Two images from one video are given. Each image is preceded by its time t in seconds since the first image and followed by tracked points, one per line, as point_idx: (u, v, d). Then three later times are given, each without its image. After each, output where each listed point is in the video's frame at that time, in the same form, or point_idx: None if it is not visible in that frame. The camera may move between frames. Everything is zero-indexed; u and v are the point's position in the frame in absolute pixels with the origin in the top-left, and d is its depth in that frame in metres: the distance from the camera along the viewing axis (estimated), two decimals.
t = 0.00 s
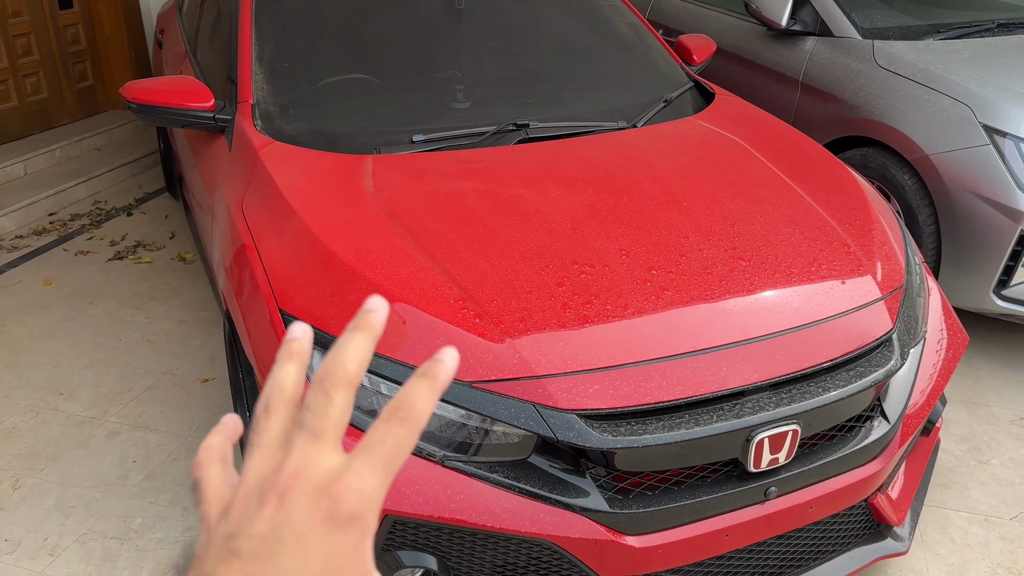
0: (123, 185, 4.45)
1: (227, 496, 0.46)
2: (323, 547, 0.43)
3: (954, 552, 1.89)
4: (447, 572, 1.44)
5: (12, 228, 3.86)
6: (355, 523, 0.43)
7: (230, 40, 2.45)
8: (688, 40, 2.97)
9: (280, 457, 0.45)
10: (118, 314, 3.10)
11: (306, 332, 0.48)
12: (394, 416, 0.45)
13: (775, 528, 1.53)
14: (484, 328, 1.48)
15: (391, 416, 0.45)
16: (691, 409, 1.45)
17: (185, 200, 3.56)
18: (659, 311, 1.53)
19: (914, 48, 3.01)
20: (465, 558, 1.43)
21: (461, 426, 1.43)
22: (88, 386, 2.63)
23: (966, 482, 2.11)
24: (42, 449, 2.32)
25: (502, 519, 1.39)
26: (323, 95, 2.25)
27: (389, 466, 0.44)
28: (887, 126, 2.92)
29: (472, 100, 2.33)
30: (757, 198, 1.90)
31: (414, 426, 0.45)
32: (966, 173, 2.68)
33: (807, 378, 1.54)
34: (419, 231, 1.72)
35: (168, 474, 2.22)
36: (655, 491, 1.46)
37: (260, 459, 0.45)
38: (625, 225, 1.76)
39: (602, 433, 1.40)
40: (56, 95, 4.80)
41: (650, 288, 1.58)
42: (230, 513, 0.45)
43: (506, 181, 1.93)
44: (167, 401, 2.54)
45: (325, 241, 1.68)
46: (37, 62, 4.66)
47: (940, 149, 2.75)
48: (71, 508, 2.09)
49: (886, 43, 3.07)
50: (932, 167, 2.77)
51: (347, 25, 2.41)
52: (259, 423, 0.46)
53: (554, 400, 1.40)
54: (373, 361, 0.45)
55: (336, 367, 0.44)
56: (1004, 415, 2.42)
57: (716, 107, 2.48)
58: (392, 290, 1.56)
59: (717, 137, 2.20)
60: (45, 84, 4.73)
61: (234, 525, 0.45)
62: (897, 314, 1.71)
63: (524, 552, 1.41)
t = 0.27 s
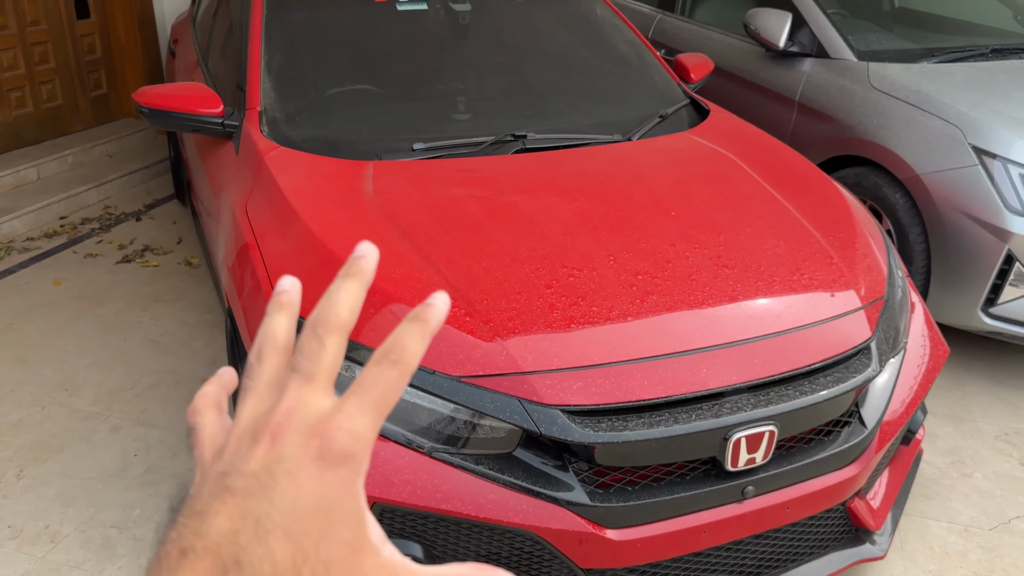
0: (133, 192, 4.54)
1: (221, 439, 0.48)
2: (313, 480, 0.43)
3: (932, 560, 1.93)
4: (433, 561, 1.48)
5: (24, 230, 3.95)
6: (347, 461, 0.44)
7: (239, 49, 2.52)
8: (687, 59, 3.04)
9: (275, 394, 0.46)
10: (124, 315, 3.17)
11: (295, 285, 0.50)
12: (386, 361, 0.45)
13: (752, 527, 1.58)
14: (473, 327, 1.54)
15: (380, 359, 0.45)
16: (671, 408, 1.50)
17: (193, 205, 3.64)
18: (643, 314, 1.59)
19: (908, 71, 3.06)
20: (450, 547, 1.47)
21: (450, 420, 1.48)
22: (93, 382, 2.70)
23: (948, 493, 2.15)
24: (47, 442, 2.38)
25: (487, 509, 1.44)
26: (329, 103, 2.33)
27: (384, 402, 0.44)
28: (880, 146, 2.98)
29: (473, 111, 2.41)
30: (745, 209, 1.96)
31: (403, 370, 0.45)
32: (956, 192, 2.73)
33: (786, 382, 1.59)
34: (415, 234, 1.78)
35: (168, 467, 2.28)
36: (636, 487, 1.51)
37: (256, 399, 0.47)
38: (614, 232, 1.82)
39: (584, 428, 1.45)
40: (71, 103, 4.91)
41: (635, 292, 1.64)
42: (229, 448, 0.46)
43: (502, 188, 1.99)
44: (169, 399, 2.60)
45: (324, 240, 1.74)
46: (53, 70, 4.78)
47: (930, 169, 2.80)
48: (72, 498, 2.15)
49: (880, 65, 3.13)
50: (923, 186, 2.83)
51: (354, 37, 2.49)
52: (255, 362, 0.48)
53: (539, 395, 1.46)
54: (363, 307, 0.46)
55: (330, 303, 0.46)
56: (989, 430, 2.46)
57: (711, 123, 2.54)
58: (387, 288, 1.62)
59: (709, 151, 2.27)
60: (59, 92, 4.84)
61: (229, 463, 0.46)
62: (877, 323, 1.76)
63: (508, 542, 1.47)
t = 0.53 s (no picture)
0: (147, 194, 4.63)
1: (232, 439, 0.57)
2: (317, 476, 0.53)
3: (916, 561, 1.96)
4: (420, 545, 1.53)
5: (40, 229, 4.04)
6: (354, 464, 0.53)
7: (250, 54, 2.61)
8: (689, 69, 3.09)
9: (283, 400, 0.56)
10: (134, 312, 3.25)
11: (305, 282, 0.61)
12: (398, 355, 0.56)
13: (733, 521, 1.62)
14: (464, 320, 1.59)
15: (392, 361, 0.56)
16: (654, 402, 1.54)
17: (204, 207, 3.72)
18: (629, 312, 1.63)
19: (908, 83, 3.06)
20: (438, 532, 1.53)
21: (441, 410, 1.53)
22: (102, 376, 2.77)
23: (937, 498, 2.18)
24: (55, 431, 2.45)
25: (473, 495, 1.50)
26: (334, 107, 2.39)
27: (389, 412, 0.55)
28: (879, 156, 2.98)
29: (475, 116, 2.47)
30: (736, 213, 2.01)
31: (412, 371, 0.56)
32: (952, 204, 2.72)
33: (768, 380, 1.63)
34: (412, 231, 1.84)
35: (171, 458, 2.33)
36: (619, 478, 1.56)
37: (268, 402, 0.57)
38: (606, 234, 1.87)
39: (568, 418, 1.50)
40: (89, 106, 5.03)
41: (623, 290, 1.69)
42: (240, 449, 0.56)
43: (499, 189, 2.05)
44: (175, 392, 2.66)
45: (324, 236, 1.80)
46: (73, 74, 4.90)
47: (927, 180, 2.80)
48: (78, 485, 2.21)
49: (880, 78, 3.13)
50: (920, 197, 2.82)
51: (361, 43, 2.56)
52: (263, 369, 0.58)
53: (525, 386, 1.51)
54: (372, 301, 0.58)
55: (338, 315, 0.56)
56: (982, 439, 2.48)
57: (709, 131, 2.59)
58: (382, 282, 1.68)
59: (704, 157, 2.31)
60: (78, 96, 4.96)
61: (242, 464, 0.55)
62: (861, 325, 1.80)
63: (493, 528, 1.51)
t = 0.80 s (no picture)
0: (160, 197, 4.72)
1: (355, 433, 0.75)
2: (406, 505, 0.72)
3: (908, 560, 2.02)
4: (416, 533, 1.58)
5: (56, 230, 4.12)
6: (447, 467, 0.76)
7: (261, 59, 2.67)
8: (692, 75, 3.12)
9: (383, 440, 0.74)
10: (147, 311, 3.31)
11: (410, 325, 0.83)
12: None
13: (723, 514, 1.65)
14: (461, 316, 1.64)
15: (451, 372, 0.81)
16: (644, 397, 1.58)
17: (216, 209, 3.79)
18: (623, 309, 1.68)
19: (910, 91, 3.08)
20: (434, 520, 1.57)
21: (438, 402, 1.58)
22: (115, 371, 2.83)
23: (930, 500, 2.24)
24: (69, 423, 2.50)
25: (467, 485, 1.53)
26: (342, 110, 2.46)
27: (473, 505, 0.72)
28: (880, 163, 3.01)
29: (479, 120, 2.52)
30: (731, 216, 2.05)
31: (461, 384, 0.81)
32: (952, 210, 2.74)
33: (758, 377, 1.67)
34: (414, 230, 1.89)
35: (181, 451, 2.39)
36: (610, 470, 1.59)
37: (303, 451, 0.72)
38: (604, 234, 1.92)
39: (560, 411, 1.54)
40: (105, 111, 5.13)
41: (617, 288, 1.74)
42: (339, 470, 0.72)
43: (501, 191, 2.10)
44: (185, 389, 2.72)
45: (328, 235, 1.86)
46: (90, 79, 5.01)
47: (927, 187, 2.82)
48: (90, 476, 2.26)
49: (883, 86, 3.14)
50: (920, 204, 2.84)
51: (369, 49, 2.63)
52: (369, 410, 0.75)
53: (519, 379, 1.56)
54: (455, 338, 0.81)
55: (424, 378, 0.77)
56: (978, 443, 2.51)
57: (710, 136, 2.63)
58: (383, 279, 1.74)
59: (703, 162, 2.36)
60: (96, 101, 5.07)
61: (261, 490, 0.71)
62: (852, 325, 1.83)
63: (487, 517, 1.55)
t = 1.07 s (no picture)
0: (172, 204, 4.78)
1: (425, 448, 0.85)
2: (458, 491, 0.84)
3: (908, 564, 2.03)
4: (417, 534, 1.60)
5: (69, 237, 4.19)
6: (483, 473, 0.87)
7: (269, 68, 2.72)
8: (697, 83, 3.14)
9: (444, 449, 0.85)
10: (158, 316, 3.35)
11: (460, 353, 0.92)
12: None
13: (721, 517, 1.67)
14: (462, 320, 1.67)
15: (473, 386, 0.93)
16: (643, 400, 1.60)
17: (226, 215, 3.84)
18: (621, 314, 1.70)
19: (914, 99, 3.10)
20: (435, 521, 1.59)
21: (440, 405, 1.61)
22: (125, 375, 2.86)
23: (932, 504, 2.25)
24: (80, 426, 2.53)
25: (467, 486, 1.56)
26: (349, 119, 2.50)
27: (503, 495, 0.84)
28: (883, 169, 3.02)
29: (484, 128, 2.55)
30: (732, 221, 2.07)
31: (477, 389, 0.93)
32: (954, 217, 2.75)
33: (756, 381, 1.69)
34: (418, 236, 1.92)
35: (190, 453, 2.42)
36: (608, 473, 1.61)
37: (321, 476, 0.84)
38: (605, 239, 1.94)
39: (559, 414, 1.56)
40: (118, 119, 5.21)
41: (616, 293, 1.76)
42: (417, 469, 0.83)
43: (504, 197, 2.13)
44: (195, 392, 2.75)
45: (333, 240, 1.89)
46: (104, 88, 5.08)
47: (930, 194, 2.83)
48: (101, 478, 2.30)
49: (887, 93, 3.16)
50: (923, 210, 2.85)
51: (377, 58, 2.67)
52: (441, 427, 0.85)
53: (519, 382, 1.58)
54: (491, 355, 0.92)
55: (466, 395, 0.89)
56: (980, 448, 2.51)
57: (713, 142, 2.65)
58: (386, 283, 1.77)
59: (705, 168, 2.38)
60: (109, 109, 5.14)
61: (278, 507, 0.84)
62: (851, 329, 1.85)
63: (487, 519, 1.58)
